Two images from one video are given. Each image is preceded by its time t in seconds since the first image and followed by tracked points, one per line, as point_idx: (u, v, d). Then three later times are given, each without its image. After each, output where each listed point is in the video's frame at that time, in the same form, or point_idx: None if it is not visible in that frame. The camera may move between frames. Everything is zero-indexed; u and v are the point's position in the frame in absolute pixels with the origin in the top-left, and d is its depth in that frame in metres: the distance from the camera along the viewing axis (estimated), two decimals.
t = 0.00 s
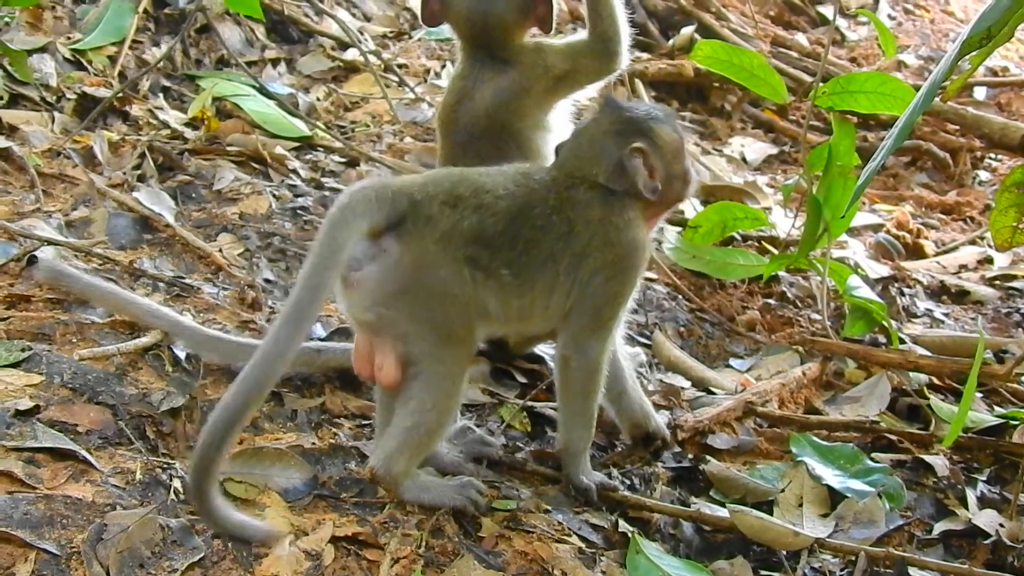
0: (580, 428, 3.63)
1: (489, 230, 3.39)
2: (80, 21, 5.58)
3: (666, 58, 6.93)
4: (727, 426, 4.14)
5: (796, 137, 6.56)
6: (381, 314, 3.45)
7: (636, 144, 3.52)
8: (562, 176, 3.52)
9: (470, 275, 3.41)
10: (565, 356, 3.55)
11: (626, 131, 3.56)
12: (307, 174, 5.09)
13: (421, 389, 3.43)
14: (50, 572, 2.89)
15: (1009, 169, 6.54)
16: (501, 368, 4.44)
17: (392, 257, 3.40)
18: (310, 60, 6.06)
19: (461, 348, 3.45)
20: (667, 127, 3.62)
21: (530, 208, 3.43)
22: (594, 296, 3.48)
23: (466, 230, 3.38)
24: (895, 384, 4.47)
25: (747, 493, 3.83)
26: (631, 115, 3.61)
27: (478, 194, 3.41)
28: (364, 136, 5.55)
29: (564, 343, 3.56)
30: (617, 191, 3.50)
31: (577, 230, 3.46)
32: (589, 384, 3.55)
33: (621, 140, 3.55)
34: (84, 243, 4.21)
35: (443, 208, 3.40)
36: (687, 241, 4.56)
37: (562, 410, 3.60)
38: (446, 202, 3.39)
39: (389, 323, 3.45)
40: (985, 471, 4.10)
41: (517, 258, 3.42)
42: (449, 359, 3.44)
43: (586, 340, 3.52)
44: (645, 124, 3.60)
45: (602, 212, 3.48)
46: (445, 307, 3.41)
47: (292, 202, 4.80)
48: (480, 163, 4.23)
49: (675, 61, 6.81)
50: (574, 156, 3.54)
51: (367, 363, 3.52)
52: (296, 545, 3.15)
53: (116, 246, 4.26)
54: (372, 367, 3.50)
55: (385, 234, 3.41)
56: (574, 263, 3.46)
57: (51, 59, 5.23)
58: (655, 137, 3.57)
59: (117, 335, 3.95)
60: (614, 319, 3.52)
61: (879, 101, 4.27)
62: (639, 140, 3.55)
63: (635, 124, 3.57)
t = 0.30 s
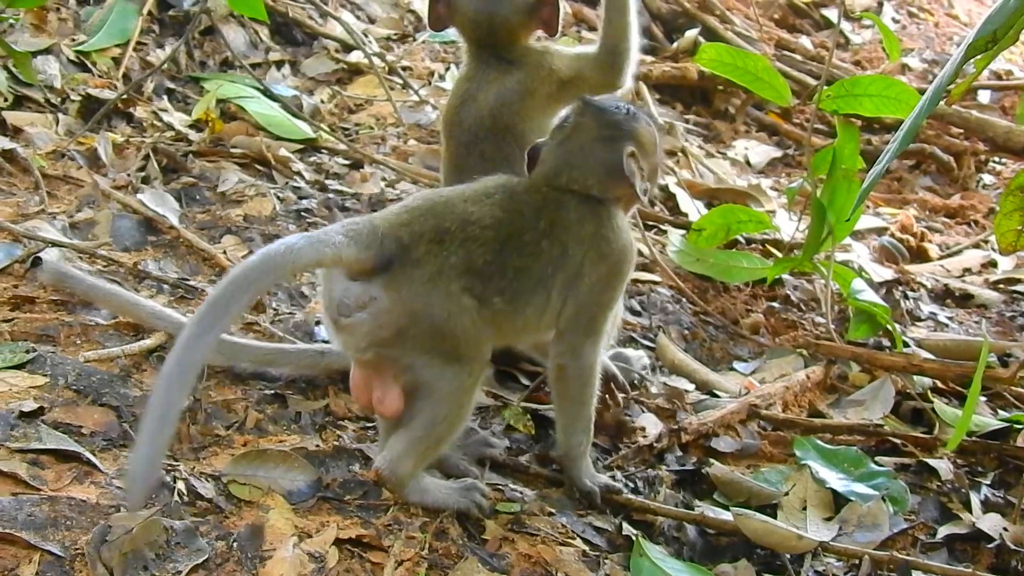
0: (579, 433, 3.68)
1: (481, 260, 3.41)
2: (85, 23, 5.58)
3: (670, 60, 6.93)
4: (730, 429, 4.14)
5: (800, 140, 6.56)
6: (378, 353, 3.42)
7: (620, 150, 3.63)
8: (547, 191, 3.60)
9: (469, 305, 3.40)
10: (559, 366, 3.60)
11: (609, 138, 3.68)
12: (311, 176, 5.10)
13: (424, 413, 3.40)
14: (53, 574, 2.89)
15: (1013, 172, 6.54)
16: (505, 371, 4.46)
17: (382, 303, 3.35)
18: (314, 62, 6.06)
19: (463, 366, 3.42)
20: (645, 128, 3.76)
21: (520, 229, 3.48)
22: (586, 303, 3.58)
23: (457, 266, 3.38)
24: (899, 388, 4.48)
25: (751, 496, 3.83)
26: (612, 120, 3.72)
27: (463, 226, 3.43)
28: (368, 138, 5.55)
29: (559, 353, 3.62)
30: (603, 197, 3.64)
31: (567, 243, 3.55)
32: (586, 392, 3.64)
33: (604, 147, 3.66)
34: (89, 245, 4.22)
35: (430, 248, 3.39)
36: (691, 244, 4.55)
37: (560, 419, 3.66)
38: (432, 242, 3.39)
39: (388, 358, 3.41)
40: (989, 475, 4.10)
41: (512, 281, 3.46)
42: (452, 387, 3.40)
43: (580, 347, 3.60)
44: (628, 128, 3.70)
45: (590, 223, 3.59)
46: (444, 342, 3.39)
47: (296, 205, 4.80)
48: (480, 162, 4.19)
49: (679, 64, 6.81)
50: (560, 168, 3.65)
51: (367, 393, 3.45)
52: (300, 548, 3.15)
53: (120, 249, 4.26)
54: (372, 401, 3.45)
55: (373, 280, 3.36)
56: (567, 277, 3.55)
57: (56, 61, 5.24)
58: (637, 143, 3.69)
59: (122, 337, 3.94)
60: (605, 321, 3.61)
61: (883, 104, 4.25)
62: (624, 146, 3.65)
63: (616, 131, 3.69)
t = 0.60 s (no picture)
0: (586, 434, 3.68)
1: (479, 267, 3.38)
2: (88, 25, 5.58)
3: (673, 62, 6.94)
4: (734, 431, 4.14)
5: (803, 142, 6.56)
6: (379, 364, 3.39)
7: (606, 150, 3.62)
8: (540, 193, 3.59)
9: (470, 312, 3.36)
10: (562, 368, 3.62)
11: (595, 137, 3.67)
12: (315, 178, 5.10)
13: (429, 421, 3.36)
14: None
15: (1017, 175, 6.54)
16: (509, 373, 4.45)
17: (378, 315, 3.32)
18: (317, 65, 6.06)
19: (468, 372, 3.36)
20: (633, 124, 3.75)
21: (515, 234, 3.46)
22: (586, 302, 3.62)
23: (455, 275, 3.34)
24: (903, 390, 4.49)
25: (755, 498, 3.82)
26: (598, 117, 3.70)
27: (457, 233, 3.38)
28: (372, 140, 5.55)
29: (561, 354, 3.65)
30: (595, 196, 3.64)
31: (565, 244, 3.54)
32: (588, 392, 3.65)
33: (593, 147, 3.65)
34: (92, 246, 4.21)
35: (424, 257, 3.34)
36: (695, 247, 4.55)
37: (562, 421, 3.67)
38: (427, 251, 3.34)
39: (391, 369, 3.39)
40: (992, 478, 4.11)
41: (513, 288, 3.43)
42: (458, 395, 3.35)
43: (582, 347, 3.63)
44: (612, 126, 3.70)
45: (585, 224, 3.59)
46: (447, 351, 3.34)
47: (300, 207, 4.80)
48: (482, 163, 4.20)
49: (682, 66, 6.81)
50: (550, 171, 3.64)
51: (370, 403, 3.41)
52: (305, 551, 3.16)
53: (124, 250, 4.26)
54: (376, 412, 3.43)
55: (368, 293, 3.33)
56: (568, 280, 3.55)
57: (59, 62, 5.23)
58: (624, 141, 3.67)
59: (126, 339, 3.95)
60: (605, 319, 3.66)
61: (887, 107, 4.25)
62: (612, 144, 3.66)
63: (604, 129, 3.68)
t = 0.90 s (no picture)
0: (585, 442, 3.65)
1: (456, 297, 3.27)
2: (91, 27, 5.57)
3: (676, 64, 6.94)
4: (737, 433, 4.14)
5: (806, 144, 6.55)
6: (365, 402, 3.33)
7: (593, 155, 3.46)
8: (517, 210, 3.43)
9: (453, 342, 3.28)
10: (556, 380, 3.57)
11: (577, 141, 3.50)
12: (317, 180, 5.10)
13: (417, 447, 3.31)
14: None
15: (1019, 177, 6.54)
16: (511, 375, 4.45)
17: (358, 369, 3.29)
18: (319, 67, 6.06)
19: (461, 393, 3.30)
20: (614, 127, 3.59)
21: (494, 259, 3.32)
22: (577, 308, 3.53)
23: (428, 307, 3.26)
24: (905, 392, 4.49)
25: (757, 500, 3.83)
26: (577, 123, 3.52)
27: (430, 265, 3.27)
28: (374, 142, 5.55)
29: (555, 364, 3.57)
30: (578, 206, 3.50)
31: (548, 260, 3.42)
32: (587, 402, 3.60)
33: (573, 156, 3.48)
34: (95, 248, 4.21)
35: (389, 301, 3.26)
36: (697, 249, 4.55)
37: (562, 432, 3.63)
38: (398, 289, 3.25)
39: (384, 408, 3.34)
40: (995, 480, 4.10)
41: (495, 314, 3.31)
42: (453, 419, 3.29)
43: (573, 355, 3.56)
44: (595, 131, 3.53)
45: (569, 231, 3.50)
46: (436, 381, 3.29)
47: (302, 208, 4.81)
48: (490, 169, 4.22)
49: (684, 69, 6.82)
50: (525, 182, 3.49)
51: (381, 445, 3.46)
52: (307, 552, 3.16)
53: (127, 252, 4.26)
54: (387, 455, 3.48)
55: (343, 337, 3.27)
56: (548, 294, 3.46)
57: (62, 64, 5.23)
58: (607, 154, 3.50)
59: (128, 341, 3.94)
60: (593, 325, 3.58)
61: (890, 109, 4.24)
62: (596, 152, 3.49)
63: (585, 135, 3.50)
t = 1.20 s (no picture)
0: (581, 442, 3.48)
1: (391, 343, 3.25)
2: (96, 29, 5.57)
3: (681, 66, 6.94)
4: (742, 436, 4.14)
5: (810, 146, 6.55)
6: (357, 449, 3.43)
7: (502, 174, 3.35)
8: (437, 237, 3.31)
9: (404, 387, 3.30)
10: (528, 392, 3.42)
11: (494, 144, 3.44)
12: (322, 182, 5.11)
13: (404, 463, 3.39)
14: None
15: None
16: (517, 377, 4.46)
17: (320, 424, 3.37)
18: (324, 69, 6.06)
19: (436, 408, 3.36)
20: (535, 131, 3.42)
21: (417, 300, 3.25)
22: (532, 310, 3.36)
23: (363, 358, 3.26)
24: (911, 394, 4.48)
25: (763, 502, 3.83)
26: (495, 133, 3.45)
27: (353, 321, 3.24)
28: (379, 144, 5.55)
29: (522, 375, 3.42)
30: (509, 214, 3.37)
31: (480, 277, 3.30)
32: (571, 404, 3.44)
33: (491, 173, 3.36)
34: (100, 250, 4.22)
35: (326, 365, 3.28)
36: (702, 251, 4.54)
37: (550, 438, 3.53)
38: (333, 348, 3.26)
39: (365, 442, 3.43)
40: (1001, 482, 4.09)
41: (435, 349, 3.28)
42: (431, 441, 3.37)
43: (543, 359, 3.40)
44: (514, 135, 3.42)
45: (501, 238, 3.38)
46: (409, 413, 3.37)
47: (307, 210, 4.81)
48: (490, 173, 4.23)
49: (689, 70, 6.82)
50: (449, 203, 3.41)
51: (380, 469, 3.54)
52: (313, 553, 3.15)
53: (132, 254, 4.26)
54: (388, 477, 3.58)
55: (306, 399, 3.32)
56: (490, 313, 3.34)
57: (67, 66, 5.23)
58: (530, 161, 3.38)
59: (134, 343, 3.95)
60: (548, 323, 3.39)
61: (895, 111, 4.24)
62: (510, 162, 3.38)
63: (509, 143, 3.42)
